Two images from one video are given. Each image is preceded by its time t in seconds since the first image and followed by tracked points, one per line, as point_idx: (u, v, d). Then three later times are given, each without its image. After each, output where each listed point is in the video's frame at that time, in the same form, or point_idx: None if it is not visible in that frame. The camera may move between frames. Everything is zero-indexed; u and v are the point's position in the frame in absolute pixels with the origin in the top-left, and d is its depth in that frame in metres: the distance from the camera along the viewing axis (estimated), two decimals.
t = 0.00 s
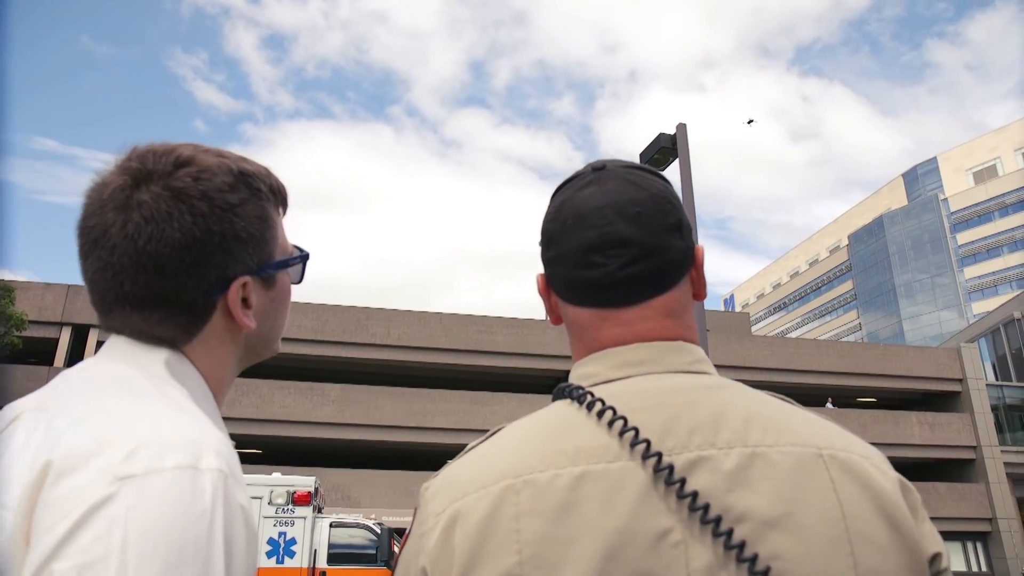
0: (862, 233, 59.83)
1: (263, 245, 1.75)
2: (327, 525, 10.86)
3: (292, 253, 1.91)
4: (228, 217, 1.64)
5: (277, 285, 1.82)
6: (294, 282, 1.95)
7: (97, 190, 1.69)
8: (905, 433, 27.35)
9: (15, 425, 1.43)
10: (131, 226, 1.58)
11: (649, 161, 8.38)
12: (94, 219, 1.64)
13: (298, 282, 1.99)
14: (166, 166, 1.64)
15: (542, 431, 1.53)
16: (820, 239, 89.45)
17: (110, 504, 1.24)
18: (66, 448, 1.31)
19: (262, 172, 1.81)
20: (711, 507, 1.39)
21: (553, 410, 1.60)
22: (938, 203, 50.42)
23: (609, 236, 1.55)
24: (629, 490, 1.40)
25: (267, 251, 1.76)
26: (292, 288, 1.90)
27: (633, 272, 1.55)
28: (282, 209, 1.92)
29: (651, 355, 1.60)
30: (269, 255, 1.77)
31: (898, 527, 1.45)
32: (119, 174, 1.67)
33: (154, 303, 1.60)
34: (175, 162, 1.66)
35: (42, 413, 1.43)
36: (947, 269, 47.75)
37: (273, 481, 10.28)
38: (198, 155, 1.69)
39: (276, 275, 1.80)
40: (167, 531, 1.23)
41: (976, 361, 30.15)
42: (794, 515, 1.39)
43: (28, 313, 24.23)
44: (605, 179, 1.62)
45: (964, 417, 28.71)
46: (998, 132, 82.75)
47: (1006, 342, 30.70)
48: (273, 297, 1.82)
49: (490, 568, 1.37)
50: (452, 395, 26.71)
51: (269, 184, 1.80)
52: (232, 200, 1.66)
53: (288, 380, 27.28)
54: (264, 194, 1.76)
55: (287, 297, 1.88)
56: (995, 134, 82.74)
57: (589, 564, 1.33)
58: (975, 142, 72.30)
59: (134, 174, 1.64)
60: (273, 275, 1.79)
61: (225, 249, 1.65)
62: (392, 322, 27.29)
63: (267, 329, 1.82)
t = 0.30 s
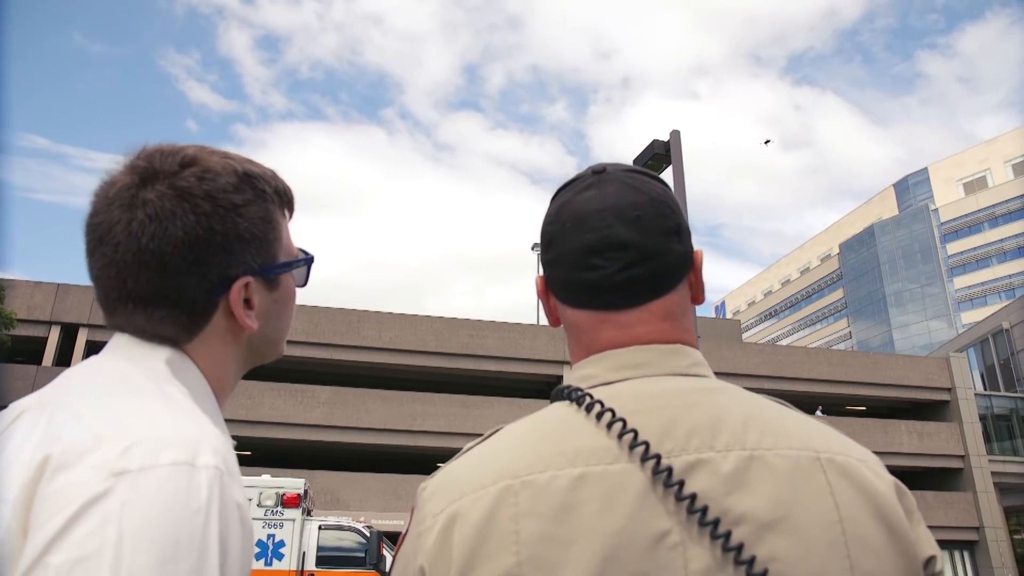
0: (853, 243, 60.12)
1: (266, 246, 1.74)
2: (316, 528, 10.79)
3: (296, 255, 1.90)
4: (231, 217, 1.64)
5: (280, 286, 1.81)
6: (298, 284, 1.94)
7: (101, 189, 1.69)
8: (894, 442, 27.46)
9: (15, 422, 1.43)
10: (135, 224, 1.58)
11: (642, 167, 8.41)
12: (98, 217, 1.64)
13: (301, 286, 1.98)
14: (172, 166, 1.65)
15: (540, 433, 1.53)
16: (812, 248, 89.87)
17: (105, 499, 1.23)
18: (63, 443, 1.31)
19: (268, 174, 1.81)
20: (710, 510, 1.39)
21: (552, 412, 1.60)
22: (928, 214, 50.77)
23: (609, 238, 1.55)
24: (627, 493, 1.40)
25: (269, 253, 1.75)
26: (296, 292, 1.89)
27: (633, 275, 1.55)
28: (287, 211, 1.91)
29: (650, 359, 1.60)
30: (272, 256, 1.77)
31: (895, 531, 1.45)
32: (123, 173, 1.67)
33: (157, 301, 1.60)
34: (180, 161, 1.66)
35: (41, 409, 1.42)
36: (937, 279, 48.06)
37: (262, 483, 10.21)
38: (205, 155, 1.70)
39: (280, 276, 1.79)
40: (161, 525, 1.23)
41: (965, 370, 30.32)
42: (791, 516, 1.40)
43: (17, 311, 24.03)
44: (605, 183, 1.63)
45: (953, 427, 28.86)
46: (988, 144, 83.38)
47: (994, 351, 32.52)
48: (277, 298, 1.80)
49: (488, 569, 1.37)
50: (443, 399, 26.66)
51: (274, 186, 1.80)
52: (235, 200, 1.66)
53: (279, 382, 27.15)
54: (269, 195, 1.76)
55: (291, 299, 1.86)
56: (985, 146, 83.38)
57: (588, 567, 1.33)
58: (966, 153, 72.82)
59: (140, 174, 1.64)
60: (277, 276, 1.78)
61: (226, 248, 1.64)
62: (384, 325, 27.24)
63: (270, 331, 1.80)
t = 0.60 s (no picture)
0: (851, 241, 60.10)
1: (276, 237, 1.74)
2: (314, 524, 10.81)
3: (307, 246, 1.89)
4: (240, 206, 1.64)
5: (290, 277, 1.81)
6: (309, 277, 1.93)
7: (113, 178, 1.68)
8: (891, 441, 27.49)
9: (27, 409, 1.43)
10: (146, 213, 1.58)
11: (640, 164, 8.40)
12: (110, 204, 1.63)
13: (313, 277, 1.97)
14: (183, 154, 1.64)
15: (548, 421, 1.53)
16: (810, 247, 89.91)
17: (117, 485, 1.23)
18: (74, 431, 1.30)
19: (278, 165, 1.80)
20: (715, 495, 1.39)
21: (559, 401, 1.60)
22: (925, 213, 50.81)
23: (616, 227, 1.55)
24: (634, 480, 1.40)
25: (280, 242, 1.75)
26: (306, 283, 1.88)
27: (640, 265, 1.54)
28: (298, 204, 1.91)
29: (657, 348, 1.60)
30: (282, 246, 1.76)
31: (900, 517, 1.46)
32: (132, 161, 1.66)
33: (167, 289, 1.59)
34: (190, 151, 1.65)
35: (54, 394, 1.42)
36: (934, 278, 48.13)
37: (260, 479, 10.25)
38: (216, 145, 1.69)
39: (290, 266, 1.79)
40: (171, 515, 1.22)
41: (962, 369, 30.38)
42: (796, 506, 1.40)
43: (15, 308, 23.92)
44: (611, 171, 1.62)
45: (949, 426, 28.90)
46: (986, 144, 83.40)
47: (992, 350, 32.75)
48: (286, 290, 1.80)
49: (496, 557, 1.37)
50: (440, 396, 26.66)
51: (285, 176, 1.79)
52: (245, 188, 1.66)
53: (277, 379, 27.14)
54: (279, 186, 1.75)
55: (301, 290, 1.86)
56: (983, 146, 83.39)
57: (596, 558, 1.33)
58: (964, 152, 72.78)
59: (152, 162, 1.64)
60: (286, 266, 1.77)
61: (236, 237, 1.64)
62: (381, 322, 27.21)
63: (279, 322, 1.80)
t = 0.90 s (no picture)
0: (854, 237, 59.93)
1: (291, 231, 1.74)
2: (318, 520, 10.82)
3: (321, 242, 1.89)
4: (256, 200, 1.64)
5: (305, 273, 1.81)
6: (324, 273, 1.93)
7: (128, 173, 1.68)
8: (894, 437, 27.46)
9: (43, 402, 1.43)
10: (162, 207, 1.58)
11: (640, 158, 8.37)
12: (127, 198, 1.63)
13: (327, 274, 1.97)
14: (200, 149, 1.64)
15: (558, 414, 1.54)
16: (812, 243, 89.67)
17: (132, 481, 1.23)
18: (90, 425, 1.31)
19: (294, 161, 1.81)
20: (727, 488, 1.39)
21: (572, 394, 1.60)
22: (929, 208, 50.64)
23: (627, 220, 1.54)
24: (648, 472, 1.40)
25: (295, 238, 1.75)
26: (321, 278, 1.88)
27: (653, 258, 1.54)
28: (314, 200, 1.91)
29: (669, 341, 1.60)
30: (297, 242, 1.76)
31: (911, 507, 1.46)
32: (148, 156, 1.66)
33: (183, 283, 1.60)
34: (207, 145, 1.66)
35: (68, 389, 1.42)
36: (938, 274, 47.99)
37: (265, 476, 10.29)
38: (232, 140, 1.70)
39: (304, 262, 1.79)
40: (186, 511, 1.22)
41: (966, 365, 30.33)
42: (810, 499, 1.39)
43: (19, 305, 23.94)
44: (623, 166, 1.62)
45: (953, 422, 28.84)
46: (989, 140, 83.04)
47: (996, 346, 32.69)
48: (302, 286, 1.80)
49: (508, 550, 1.37)
50: (443, 392, 26.67)
51: (301, 173, 1.80)
52: (260, 183, 1.66)
53: (280, 376, 27.18)
54: (296, 181, 1.76)
55: (316, 285, 1.86)
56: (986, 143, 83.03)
57: (608, 554, 1.33)
58: (967, 147, 72.56)
59: (168, 157, 1.64)
60: (301, 262, 1.77)
61: (252, 231, 1.64)
62: (384, 319, 27.22)
63: (293, 317, 1.80)
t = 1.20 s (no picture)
0: (859, 232, 59.68)
1: (296, 224, 1.74)
2: (325, 518, 10.82)
3: (328, 235, 1.89)
4: (260, 192, 1.64)
5: (313, 265, 1.81)
6: (332, 265, 1.93)
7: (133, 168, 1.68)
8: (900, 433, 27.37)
9: (54, 397, 1.44)
10: (166, 201, 1.58)
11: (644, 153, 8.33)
12: (133, 194, 1.64)
13: (335, 266, 1.97)
14: (204, 143, 1.64)
15: (571, 407, 1.54)
16: (817, 239, 89.41)
17: (146, 477, 1.23)
18: (102, 423, 1.31)
19: (299, 152, 1.80)
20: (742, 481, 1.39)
21: (583, 388, 1.60)
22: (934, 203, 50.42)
23: (636, 213, 1.54)
24: (661, 465, 1.40)
25: (301, 231, 1.75)
26: (329, 270, 1.88)
27: (663, 249, 1.53)
28: (320, 191, 1.91)
29: (678, 334, 1.60)
30: (304, 235, 1.76)
31: (924, 499, 1.45)
32: (153, 150, 1.66)
33: (191, 279, 1.60)
34: (211, 139, 1.65)
35: (80, 385, 1.42)
36: (944, 270, 47.80)
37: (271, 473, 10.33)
38: (237, 133, 1.69)
39: (312, 254, 1.79)
40: (201, 507, 1.22)
41: (972, 361, 30.22)
42: (826, 490, 1.38)
43: (25, 305, 24.01)
44: (632, 158, 1.61)
45: (959, 417, 28.73)
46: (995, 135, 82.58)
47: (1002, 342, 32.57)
48: (309, 278, 1.81)
49: (520, 544, 1.37)
50: (448, 390, 26.69)
51: (306, 164, 1.79)
52: (265, 175, 1.65)
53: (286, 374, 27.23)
54: (300, 173, 1.75)
55: (324, 277, 1.86)
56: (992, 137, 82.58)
57: (622, 547, 1.33)
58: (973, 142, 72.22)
59: (174, 151, 1.64)
60: (308, 255, 1.77)
61: (258, 224, 1.64)
62: (388, 317, 27.24)
63: (302, 310, 1.80)
